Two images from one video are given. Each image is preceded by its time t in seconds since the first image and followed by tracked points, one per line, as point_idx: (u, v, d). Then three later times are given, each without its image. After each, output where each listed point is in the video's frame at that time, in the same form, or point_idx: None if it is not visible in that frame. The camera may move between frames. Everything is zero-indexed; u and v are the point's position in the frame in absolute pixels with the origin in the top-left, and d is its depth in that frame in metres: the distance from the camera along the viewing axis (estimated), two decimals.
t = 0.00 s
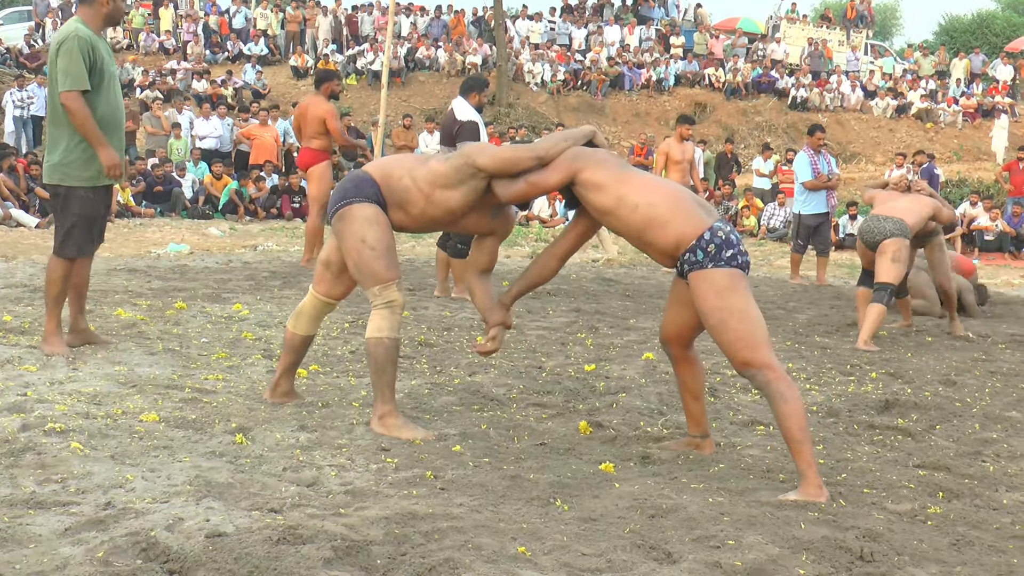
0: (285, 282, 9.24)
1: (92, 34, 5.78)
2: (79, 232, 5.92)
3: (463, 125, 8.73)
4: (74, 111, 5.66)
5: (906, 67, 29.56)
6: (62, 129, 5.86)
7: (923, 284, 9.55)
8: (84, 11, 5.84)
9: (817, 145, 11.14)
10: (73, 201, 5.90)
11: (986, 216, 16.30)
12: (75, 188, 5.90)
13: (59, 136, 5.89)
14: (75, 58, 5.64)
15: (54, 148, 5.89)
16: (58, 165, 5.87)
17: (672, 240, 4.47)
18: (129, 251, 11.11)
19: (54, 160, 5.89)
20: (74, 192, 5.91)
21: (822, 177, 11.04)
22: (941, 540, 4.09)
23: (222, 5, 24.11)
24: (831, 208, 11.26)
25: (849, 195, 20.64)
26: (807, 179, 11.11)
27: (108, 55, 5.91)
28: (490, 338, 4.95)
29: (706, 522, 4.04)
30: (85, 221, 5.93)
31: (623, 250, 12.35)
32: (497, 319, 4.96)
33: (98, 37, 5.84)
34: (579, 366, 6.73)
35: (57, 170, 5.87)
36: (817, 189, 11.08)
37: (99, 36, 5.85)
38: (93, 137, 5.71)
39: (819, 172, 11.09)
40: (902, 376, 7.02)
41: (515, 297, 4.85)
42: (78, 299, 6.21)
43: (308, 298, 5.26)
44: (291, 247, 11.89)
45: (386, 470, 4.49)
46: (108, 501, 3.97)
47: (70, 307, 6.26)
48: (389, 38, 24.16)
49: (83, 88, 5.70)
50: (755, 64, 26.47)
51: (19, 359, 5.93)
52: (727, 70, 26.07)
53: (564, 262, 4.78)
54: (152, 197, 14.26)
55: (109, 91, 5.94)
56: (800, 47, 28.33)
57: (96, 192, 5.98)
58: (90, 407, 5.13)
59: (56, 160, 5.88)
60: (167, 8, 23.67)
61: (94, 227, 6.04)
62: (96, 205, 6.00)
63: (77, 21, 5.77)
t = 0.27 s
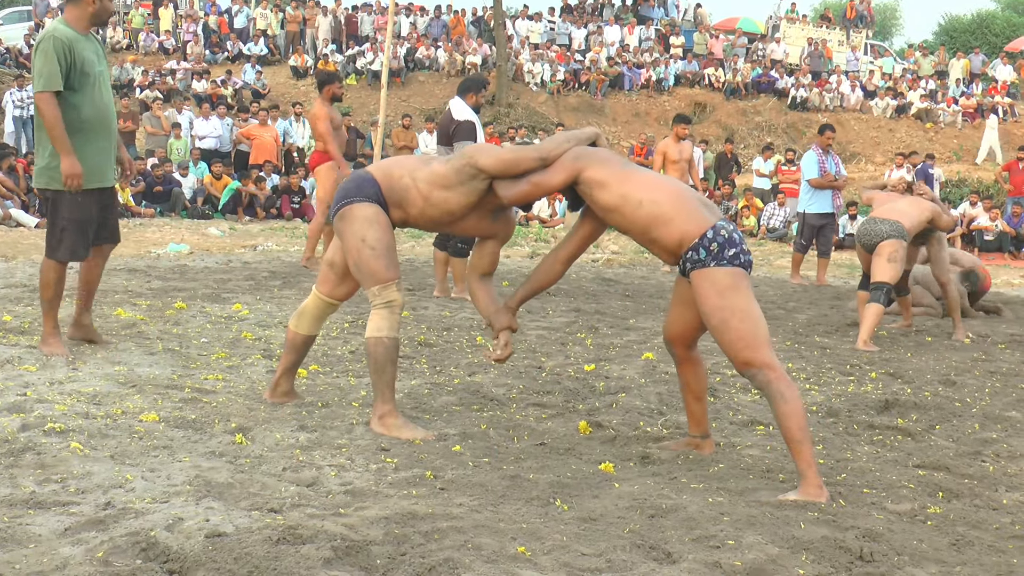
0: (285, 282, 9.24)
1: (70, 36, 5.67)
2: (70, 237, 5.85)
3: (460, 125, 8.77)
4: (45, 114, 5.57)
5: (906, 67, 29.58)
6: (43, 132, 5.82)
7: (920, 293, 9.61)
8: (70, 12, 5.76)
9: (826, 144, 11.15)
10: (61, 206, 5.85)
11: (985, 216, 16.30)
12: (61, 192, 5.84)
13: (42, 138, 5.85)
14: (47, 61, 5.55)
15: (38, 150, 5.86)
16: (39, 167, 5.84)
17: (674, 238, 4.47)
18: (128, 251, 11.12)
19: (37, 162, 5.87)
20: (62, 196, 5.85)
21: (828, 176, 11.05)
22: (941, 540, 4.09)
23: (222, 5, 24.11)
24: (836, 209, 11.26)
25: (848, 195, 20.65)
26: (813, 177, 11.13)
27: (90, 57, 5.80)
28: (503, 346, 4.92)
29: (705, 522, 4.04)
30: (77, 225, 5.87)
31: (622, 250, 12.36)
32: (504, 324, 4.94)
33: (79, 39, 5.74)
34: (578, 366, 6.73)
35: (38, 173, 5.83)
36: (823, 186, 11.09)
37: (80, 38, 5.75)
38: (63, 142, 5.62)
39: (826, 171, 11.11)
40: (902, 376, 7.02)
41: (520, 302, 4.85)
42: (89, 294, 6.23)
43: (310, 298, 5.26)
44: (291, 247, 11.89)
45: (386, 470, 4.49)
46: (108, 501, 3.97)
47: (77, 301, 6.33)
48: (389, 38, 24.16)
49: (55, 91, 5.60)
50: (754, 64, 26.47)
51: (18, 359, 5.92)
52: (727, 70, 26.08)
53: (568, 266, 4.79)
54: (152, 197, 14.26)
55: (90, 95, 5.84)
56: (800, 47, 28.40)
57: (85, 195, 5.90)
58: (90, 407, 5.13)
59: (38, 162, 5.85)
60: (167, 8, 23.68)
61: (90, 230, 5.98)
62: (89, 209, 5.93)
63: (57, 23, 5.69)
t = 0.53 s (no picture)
0: (285, 282, 9.24)
1: (64, 37, 5.65)
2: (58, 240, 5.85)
3: (457, 124, 8.78)
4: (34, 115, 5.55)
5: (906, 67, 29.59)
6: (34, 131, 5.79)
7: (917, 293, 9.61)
8: (69, 14, 5.75)
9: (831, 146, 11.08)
10: (51, 209, 5.84)
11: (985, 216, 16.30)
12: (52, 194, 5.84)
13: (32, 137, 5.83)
14: (38, 61, 5.54)
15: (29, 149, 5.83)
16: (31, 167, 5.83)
17: (675, 238, 4.47)
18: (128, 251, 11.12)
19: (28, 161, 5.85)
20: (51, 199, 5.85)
21: (832, 178, 11.03)
22: (941, 540, 4.09)
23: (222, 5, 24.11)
24: (838, 210, 11.24)
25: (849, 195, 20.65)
26: (817, 178, 11.10)
27: (85, 57, 5.78)
28: (498, 340, 4.95)
29: (706, 522, 4.04)
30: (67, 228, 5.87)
31: (622, 250, 12.36)
32: (499, 323, 4.93)
33: (74, 40, 5.71)
34: (578, 366, 6.73)
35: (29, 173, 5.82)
36: (825, 188, 11.07)
37: (75, 39, 5.72)
38: (53, 144, 5.61)
39: (829, 172, 11.08)
40: (902, 376, 7.02)
41: (517, 301, 4.84)
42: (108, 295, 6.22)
43: (312, 298, 5.27)
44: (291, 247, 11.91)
45: (386, 470, 4.49)
46: (108, 500, 3.97)
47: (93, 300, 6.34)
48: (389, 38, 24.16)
49: (46, 91, 5.58)
50: (754, 64, 26.48)
51: (19, 359, 5.93)
52: (727, 70, 26.08)
53: (567, 267, 4.79)
54: (152, 197, 14.26)
55: (84, 97, 5.82)
56: (800, 47, 28.43)
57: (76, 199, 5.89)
58: (90, 407, 5.13)
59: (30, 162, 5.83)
60: (167, 8, 23.68)
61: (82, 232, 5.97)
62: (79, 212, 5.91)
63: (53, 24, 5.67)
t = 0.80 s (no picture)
0: (285, 282, 9.24)
1: (74, 35, 5.56)
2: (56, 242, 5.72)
3: (462, 125, 8.80)
4: (42, 111, 5.44)
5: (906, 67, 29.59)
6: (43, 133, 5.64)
7: (916, 293, 9.59)
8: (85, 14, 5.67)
9: (826, 145, 11.06)
10: (49, 212, 5.70)
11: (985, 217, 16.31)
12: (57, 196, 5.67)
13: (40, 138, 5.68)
14: (47, 57, 5.45)
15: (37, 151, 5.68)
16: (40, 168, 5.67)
17: (673, 240, 4.47)
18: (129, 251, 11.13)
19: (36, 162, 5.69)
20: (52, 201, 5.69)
21: (828, 177, 11.02)
22: (941, 541, 4.09)
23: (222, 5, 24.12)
24: (835, 210, 11.24)
25: (849, 195, 20.65)
26: (813, 178, 11.09)
27: (96, 57, 5.67)
28: (504, 347, 4.96)
29: (705, 523, 4.04)
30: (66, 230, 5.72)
31: (622, 250, 12.37)
32: (505, 324, 4.95)
33: (85, 38, 5.62)
34: (578, 366, 6.73)
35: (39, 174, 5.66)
36: (821, 187, 11.06)
37: (87, 37, 5.63)
38: (62, 140, 5.46)
39: (825, 172, 11.07)
40: (902, 376, 7.02)
41: (521, 302, 4.85)
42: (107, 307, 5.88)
43: (311, 298, 5.26)
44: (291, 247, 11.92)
45: (386, 470, 4.49)
46: (108, 501, 3.97)
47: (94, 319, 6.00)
48: (389, 38, 24.17)
49: (54, 88, 5.47)
50: (754, 64, 26.48)
51: (18, 359, 5.93)
52: (727, 70, 26.08)
53: (567, 268, 4.80)
54: (153, 197, 14.25)
55: (96, 96, 5.68)
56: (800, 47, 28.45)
57: (76, 202, 5.70)
58: (90, 407, 5.14)
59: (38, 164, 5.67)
60: (167, 8, 23.68)
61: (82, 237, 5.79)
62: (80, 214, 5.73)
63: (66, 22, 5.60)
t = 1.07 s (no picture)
0: (285, 282, 9.24)
1: (80, 29, 5.45)
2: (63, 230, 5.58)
3: (476, 128, 8.85)
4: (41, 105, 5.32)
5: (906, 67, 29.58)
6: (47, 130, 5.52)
7: (918, 293, 9.59)
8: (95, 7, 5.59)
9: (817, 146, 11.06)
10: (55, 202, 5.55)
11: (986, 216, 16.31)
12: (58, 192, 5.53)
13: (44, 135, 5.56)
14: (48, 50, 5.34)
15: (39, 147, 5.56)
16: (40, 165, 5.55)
17: (680, 240, 4.48)
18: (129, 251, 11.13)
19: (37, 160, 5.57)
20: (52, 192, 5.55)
21: (818, 176, 11.00)
22: (941, 540, 4.09)
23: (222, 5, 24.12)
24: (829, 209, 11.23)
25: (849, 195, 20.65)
26: (803, 177, 11.08)
27: (102, 53, 5.55)
28: (515, 353, 4.99)
29: (706, 523, 4.04)
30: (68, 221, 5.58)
31: (622, 250, 12.37)
32: (514, 329, 4.98)
33: (91, 34, 5.51)
34: (578, 366, 6.73)
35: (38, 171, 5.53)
36: (813, 186, 11.06)
37: (93, 32, 5.52)
38: (58, 135, 5.31)
39: (816, 170, 11.06)
40: (902, 376, 7.02)
41: (528, 304, 4.85)
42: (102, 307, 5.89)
43: (311, 297, 5.26)
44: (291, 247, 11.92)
45: (386, 470, 4.49)
46: (108, 500, 3.97)
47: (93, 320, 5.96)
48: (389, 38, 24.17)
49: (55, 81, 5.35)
50: (754, 65, 26.48)
51: (18, 360, 5.93)
52: (727, 70, 26.07)
53: (573, 268, 4.80)
54: (152, 197, 14.24)
55: (100, 93, 5.56)
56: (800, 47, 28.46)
57: (80, 192, 5.56)
58: (90, 407, 5.13)
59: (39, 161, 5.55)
60: (167, 8, 23.68)
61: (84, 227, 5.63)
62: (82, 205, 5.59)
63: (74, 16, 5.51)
